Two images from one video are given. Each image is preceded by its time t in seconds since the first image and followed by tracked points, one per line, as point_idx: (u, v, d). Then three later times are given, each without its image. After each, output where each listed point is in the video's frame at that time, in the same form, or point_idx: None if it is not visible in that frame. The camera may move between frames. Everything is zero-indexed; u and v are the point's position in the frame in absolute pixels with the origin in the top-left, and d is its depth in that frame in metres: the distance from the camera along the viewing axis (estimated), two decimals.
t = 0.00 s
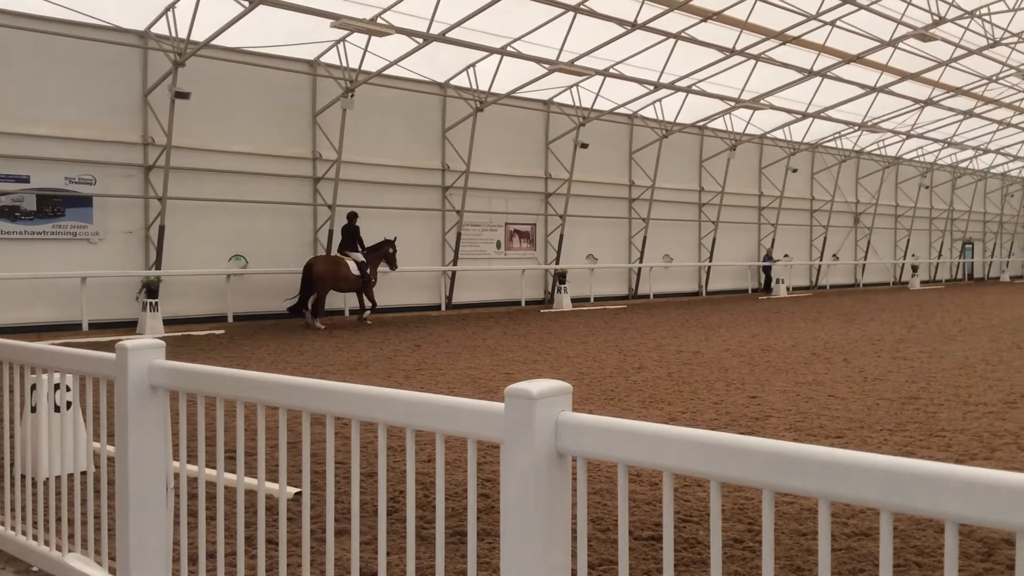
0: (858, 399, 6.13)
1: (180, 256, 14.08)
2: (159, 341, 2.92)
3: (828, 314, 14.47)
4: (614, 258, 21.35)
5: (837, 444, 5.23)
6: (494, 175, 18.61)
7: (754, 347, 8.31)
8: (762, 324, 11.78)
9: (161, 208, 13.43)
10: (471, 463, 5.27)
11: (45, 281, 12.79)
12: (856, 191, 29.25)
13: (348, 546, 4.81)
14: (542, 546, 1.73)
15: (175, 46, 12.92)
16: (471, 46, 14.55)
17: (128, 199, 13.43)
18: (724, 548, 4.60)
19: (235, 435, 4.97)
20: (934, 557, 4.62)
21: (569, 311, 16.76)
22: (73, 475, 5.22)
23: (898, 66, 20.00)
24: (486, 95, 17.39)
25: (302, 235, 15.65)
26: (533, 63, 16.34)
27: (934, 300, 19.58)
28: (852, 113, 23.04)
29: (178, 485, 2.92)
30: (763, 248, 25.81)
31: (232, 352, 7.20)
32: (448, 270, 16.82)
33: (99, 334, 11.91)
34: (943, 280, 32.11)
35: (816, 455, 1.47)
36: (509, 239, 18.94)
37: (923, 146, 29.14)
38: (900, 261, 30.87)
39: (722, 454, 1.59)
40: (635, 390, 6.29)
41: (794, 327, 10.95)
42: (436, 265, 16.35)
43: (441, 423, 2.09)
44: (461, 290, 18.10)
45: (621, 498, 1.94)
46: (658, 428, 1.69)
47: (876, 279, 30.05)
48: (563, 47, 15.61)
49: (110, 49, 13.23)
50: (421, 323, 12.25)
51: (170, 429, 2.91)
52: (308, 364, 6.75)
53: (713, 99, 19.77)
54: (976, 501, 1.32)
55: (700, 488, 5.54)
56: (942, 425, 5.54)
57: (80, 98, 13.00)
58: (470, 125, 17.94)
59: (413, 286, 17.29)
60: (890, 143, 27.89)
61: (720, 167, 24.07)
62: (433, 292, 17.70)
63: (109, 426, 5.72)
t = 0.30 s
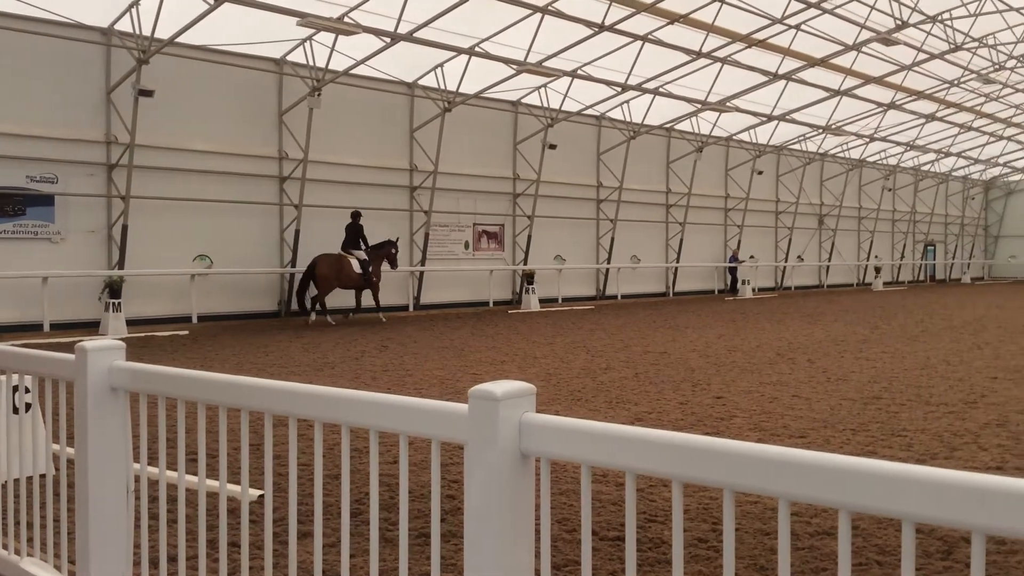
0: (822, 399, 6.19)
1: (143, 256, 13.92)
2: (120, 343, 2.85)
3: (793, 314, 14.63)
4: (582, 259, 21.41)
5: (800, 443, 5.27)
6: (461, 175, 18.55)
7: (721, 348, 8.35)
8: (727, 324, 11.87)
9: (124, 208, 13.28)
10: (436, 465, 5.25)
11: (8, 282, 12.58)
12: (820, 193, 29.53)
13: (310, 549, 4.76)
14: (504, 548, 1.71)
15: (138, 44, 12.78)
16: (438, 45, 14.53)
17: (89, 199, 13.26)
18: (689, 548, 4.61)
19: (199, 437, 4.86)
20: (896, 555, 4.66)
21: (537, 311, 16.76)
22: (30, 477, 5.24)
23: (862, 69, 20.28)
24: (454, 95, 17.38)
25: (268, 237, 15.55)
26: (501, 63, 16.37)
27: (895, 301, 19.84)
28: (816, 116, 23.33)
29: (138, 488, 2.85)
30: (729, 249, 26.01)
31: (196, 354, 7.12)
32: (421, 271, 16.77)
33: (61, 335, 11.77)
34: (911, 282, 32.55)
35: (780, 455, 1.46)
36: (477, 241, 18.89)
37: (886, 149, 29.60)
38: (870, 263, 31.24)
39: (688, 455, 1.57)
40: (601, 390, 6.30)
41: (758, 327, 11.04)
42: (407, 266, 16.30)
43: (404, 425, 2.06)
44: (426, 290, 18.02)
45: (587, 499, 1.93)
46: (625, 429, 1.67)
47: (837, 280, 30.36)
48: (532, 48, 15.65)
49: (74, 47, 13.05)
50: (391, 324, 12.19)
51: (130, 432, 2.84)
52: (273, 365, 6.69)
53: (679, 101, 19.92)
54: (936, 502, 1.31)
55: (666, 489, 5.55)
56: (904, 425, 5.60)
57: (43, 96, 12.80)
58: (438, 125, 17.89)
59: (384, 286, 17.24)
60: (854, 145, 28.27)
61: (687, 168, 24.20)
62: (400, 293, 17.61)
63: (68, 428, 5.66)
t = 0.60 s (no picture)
0: (791, 400, 6.24)
1: (111, 259, 13.76)
2: (85, 347, 2.79)
3: (763, 317, 14.74)
4: (554, 261, 21.40)
5: (769, 445, 5.30)
6: (433, 179, 18.51)
7: (693, 350, 8.39)
8: (700, 327, 11.90)
9: (92, 210, 13.12)
10: (406, 468, 5.23)
11: None
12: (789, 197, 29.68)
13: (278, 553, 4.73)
14: (474, 553, 1.69)
15: (106, 45, 12.65)
16: (409, 48, 14.49)
17: (57, 200, 13.09)
18: (658, 550, 4.62)
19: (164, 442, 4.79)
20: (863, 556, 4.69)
21: (509, 314, 16.72)
22: None
23: (831, 75, 20.48)
24: (426, 98, 17.35)
25: (240, 241, 15.45)
26: (474, 66, 16.39)
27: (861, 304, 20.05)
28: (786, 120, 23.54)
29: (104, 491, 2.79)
30: (700, 252, 26.13)
31: (164, 358, 7.05)
32: (397, 274, 16.74)
33: (29, 339, 11.61)
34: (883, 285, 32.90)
35: (749, 457, 1.46)
36: (450, 243, 18.86)
37: (855, 153, 29.94)
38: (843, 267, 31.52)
39: (659, 457, 1.56)
40: (573, 393, 6.30)
41: (729, 331, 11.11)
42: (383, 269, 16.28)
43: (375, 428, 2.04)
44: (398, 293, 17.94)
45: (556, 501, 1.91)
46: (596, 432, 1.66)
47: (807, 283, 30.58)
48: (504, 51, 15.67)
49: (41, 47, 12.89)
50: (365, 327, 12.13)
51: (95, 436, 2.77)
52: (243, 369, 6.64)
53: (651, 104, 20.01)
54: (904, 502, 1.31)
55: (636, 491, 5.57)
56: (872, 426, 5.65)
57: (9, 96, 12.64)
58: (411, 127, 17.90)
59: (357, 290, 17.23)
60: (823, 150, 28.56)
61: (659, 171, 24.25)
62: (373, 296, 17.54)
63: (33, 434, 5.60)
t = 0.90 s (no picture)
0: (761, 402, 6.28)
1: (79, 262, 13.61)
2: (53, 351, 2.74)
3: (734, 319, 14.83)
4: (527, 265, 21.42)
5: (739, 448, 5.32)
6: (405, 181, 18.52)
7: (664, 353, 8.42)
8: (672, 330, 11.94)
9: (59, 212, 12.96)
10: (376, 473, 5.21)
11: None
12: (760, 201, 29.85)
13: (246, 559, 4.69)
14: (442, 557, 1.70)
15: (74, 47, 12.52)
16: (381, 50, 14.44)
17: (25, 203, 12.94)
18: (629, 553, 4.63)
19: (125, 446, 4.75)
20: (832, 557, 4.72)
21: (482, 318, 16.67)
22: None
23: (800, 80, 20.68)
24: (399, 101, 17.33)
25: (210, 244, 15.34)
26: (447, 69, 16.36)
27: (831, 307, 20.22)
28: (756, 125, 23.73)
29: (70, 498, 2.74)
30: (672, 255, 26.21)
31: (134, 362, 6.97)
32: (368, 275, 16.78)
33: None
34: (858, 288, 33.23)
35: (715, 460, 1.48)
36: (422, 247, 18.92)
37: (825, 157, 30.16)
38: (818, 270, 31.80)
39: (627, 459, 1.58)
40: (545, 396, 6.30)
41: (701, 333, 11.17)
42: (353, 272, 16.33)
43: (343, 432, 2.03)
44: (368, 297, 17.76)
45: (525, 503, 1.93)
46: (565, 435, 1.67)
47: (779, 286, 30.84)
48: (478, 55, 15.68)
49: (8, 48, 12.74)
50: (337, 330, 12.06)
51: (60, 442, 2.73)
52: (214, 373, 6.59)
53: (623, 108, 20.09)
54: (866, 502, 1.33)
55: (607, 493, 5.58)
56: (840, 429, 5.69)
57: None
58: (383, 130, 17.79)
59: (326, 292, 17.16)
60: (793, 154, 28.80)
61: (632, 176, 24.32)
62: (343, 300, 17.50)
63: None
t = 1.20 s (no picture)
0: (734, 402, 6.31)
1: (48, 260, 13.46)
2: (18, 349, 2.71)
3: (708, 320, 14.94)
4: (502, 265, 21.45)
5: (711, 447, 5.34)
6: (380, 180, 18.44)
7: (638, 353, 8.45)
8: (647, 330, 11.99)
9: (29, 210, 12.81)
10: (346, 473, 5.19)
11: None
12: (734, 202, 29.98)
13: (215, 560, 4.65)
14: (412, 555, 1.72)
15: (44, 42, 12.39)
16: (355, 49, 14.42)
17: None
18: (602, 552, 4.63)
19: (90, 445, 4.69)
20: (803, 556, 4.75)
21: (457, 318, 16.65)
22: None
23: (773, 83, 20.86)
24: (374, 100, 17.31)
25: (181, 242, 15.23)
26: (422, 68, 16.35)
27: (802, 307, 20.42)
28: (730, 127, 23.92)
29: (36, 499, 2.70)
30: (647, 255, 26.33)
31: (104, 362, 6.90)
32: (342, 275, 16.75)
33: None
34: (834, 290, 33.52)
35: (687, 459, 1.50)
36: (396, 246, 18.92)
37: (798, 160, 30.28)
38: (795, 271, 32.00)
39: (597, 459, 1.60)
40: (520, 396, 6.30)
41: (676, 334, 11.21)
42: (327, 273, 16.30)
43: (313, 432, 2.03)
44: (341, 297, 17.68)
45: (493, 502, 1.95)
46: (538, 434, 1.69)
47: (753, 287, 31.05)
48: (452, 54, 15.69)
49: None
50: (311, 330, 11.99)
51: (26, 441, 2.69)
52: (187, 373, 6.53)
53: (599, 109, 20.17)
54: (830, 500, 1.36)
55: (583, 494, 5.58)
56: (812, 428, 5.73)
57: None
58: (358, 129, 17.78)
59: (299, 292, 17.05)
60: (767, 157, 29.02)
61: (607, 177, 24.43)
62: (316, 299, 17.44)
63: None
